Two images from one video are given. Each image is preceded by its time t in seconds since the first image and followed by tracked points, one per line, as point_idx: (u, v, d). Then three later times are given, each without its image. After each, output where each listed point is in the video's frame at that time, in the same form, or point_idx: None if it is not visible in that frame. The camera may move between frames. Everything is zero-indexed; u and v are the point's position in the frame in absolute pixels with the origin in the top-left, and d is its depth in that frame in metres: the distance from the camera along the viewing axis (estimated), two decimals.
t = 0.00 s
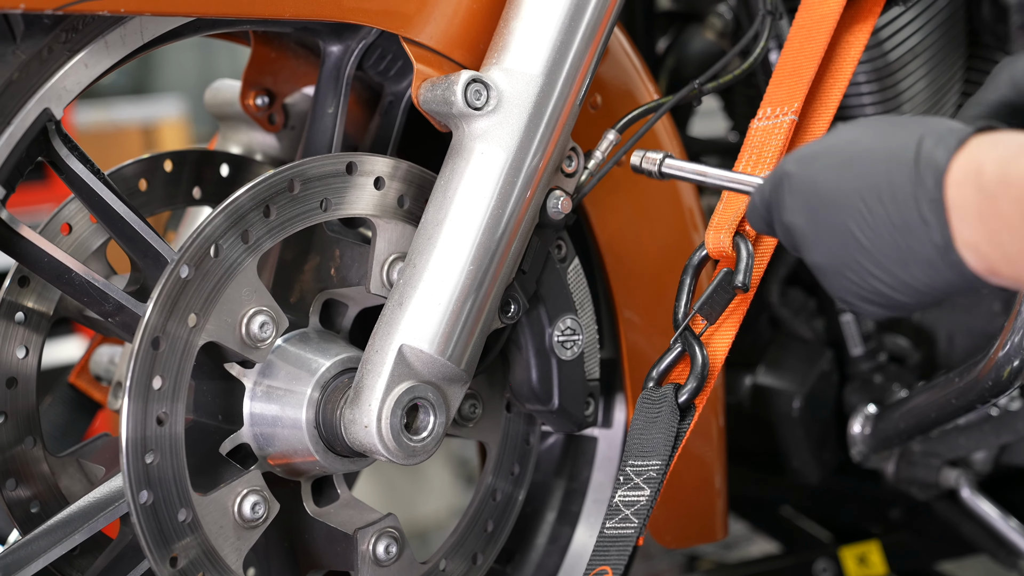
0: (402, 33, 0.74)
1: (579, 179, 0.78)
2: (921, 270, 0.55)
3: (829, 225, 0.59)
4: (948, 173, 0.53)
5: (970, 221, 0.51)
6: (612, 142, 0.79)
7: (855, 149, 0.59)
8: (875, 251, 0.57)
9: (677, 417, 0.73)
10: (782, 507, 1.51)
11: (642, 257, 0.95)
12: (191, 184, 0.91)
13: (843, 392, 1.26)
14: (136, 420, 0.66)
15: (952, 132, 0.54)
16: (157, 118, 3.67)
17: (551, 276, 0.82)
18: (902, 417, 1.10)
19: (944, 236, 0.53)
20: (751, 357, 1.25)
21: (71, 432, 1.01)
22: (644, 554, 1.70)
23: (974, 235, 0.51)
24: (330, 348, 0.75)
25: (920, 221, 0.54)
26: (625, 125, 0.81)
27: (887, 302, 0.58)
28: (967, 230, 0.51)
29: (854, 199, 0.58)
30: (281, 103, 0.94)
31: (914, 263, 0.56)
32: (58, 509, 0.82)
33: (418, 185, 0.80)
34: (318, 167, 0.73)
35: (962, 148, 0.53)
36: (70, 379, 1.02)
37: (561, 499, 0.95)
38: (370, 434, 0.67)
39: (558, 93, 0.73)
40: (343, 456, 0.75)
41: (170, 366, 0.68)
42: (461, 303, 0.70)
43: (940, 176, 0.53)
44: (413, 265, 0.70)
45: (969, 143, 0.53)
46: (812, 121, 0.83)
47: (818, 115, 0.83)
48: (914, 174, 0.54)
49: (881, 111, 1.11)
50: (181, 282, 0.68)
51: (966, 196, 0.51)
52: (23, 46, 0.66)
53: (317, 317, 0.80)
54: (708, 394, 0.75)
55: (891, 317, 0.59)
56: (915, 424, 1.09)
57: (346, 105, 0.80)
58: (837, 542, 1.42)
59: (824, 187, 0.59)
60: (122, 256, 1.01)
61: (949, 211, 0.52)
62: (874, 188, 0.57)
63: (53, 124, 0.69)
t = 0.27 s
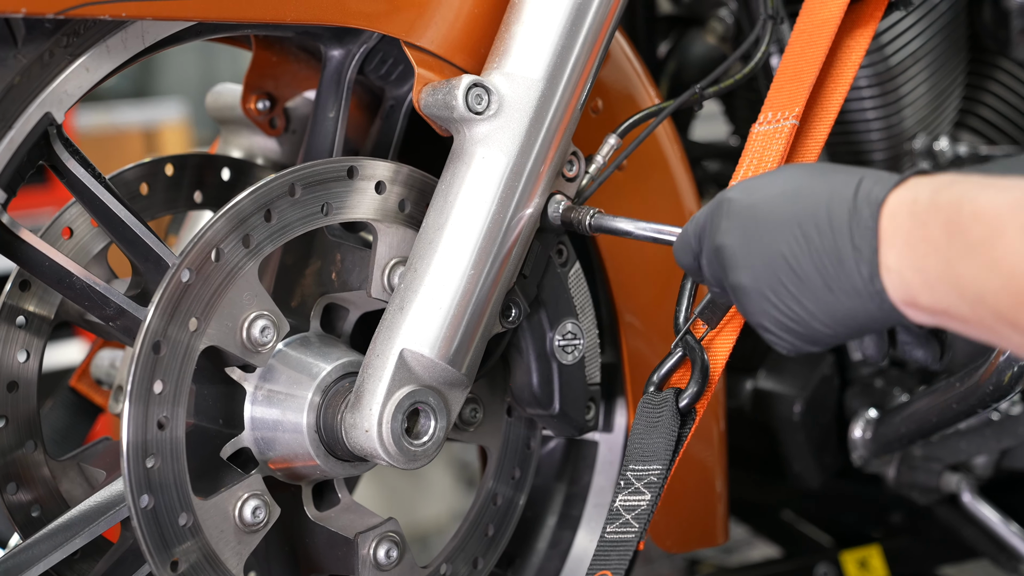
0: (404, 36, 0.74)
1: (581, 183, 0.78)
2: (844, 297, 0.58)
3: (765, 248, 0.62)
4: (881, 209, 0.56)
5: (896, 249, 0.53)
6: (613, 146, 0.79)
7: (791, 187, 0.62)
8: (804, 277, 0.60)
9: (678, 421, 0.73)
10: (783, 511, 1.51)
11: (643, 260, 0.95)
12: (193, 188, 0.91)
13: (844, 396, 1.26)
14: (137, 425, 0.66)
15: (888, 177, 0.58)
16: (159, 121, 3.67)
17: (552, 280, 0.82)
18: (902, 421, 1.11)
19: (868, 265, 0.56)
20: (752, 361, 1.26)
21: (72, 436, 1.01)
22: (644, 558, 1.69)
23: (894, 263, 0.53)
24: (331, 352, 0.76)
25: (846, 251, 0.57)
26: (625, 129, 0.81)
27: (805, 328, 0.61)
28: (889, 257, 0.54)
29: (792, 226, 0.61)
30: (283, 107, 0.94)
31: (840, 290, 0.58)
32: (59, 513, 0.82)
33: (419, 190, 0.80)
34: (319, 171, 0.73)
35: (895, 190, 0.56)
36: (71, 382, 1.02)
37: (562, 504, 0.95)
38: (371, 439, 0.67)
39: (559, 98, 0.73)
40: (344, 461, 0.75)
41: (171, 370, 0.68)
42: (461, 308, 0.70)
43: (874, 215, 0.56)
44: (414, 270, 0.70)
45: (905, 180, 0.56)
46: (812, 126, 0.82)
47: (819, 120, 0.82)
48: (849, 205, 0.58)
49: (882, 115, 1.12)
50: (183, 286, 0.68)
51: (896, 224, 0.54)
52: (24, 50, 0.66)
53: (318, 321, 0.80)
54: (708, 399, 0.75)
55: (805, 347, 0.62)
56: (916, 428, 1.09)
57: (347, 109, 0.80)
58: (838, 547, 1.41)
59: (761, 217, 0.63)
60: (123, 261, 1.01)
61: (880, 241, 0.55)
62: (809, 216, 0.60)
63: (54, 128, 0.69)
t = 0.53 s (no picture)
0: (404, 35, 0.74)
1: (582, 183, 0.78)
2: (842, 292, 0.58)
3: (774, 235, 0.62)
4: (898, 214, 0.56)
5: (906, 250, 0.54)
6: (614, 146, 0.80)
7: (810, 183, 0.62)
8: (808, 267, 0.60)
9: (680, 420, 0.74)
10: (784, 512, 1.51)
11: (644, 259, 0.96)
12: (195, 187, 0.91)
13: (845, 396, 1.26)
14: (140, 423, 0.66)
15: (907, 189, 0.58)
16: (160, 122, 3.67)
17: (553, 279, 0.82)
18: (904, 421, 1.11)
19: (873, 263, 0.56)
20: (754, 361, 1.28)
21: (74, 434, 1.01)
22: (645, 558, 1.69)
23: (903, 263, 0.54)
24: (333, 350, 0.76)
25: (854, 247, 0.57)
26: (627, 129, 0.81)
27: (796, 319, 0.61)
28: (897, 258, 0.54)
29: (805, 218, 0.61)
30: (285, 106, 0.94)
31: (841, 285, 0.58)
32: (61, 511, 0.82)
33: (421, 189, 0.80)
34: (322, 170, 0.73)
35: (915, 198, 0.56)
36: (73, 381, 1.02)
37: (563, 502, 0.95)
38: (373, 437, 0.67)
39: (561, 97, 0.73)
40: (346, 458, 0.75)
41: (174, 368, 0.68)
42: (463, 307, 0.70)
43: (890, 219, 0.56)
44: (416, 269, 0.70)
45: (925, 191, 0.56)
46: (814, 125, 0.82)
47: (821, 120, 0.82)
48: (865, 208, 0.58)
49: (884, 116, 1.12)
50: (185, 284, 0.68)
51: (910, 228, 0.54)
52: (27, 48, 0.66)
53: (321, 319, 0.79)
54: (709, 398, 0.75)
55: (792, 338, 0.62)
56: (918, 428, 1.09)
57: (349, 108, 0.80)
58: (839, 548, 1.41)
59: (773, 205, 0.63)
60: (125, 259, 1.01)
61: (890, 240, 0.55)
62: (824, 211, 0.60)
63: (56, 126, 0.69)
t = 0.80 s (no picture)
0: (405, 37, 0.74)
1: (584, 184, 0.78)
2: (833, 244, 0.56)
3: (781, 182, 0.60)
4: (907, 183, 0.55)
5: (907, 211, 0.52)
6: (615, 147, 0.80)
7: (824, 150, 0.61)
8: (806, 215, 0.57)
9: (681, 422, 0.73)
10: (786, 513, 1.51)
11: (647, 261, 0.95)
12: (195, 188, 0.91)
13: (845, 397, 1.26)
14: (141, 425, 0.66)
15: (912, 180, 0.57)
16: (160, 123, 3.68)
17: (555, 281, 0.82)
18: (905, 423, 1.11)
19: (871, 219, 0.54)
20: (754, 362, 1.27)
21: (75, 435, 1.02)
22: (646, 560, 1.69)
23: (901, 223, 0.53)
24: (334, 353, 0.76)
25: (857, 203, 0.55)
26: (628, 131, 0.81)
27: (779, 269, 0.58)
28: (897, 218, 0.53)
29: (812, 172, 0.59)
30: (286, 108, 0.94)
31: (837, 239, 0.56)
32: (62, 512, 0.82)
33: (422, 191, 0.80)
34: (323, 172, 0.73)
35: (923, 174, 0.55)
36: (74, 383, 1.02)
37: (564, 504, 0.96)
38: (374, 439, 0.67)
39: (562, 99, 0.73)
40: (347, 460, 0.75)
41: (175, 370, 0.68)
42: (464, 307, 0.70)
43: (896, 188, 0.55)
44: (418, 270, 0.70)
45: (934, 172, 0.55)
46: (815, 127, 0.82)
47: (822, 122, 0.82)
48: (874, 176, 0.57)
49: (885, 117, 1.12)
50: (187, 286, 0.68)
51: (916, 191, 0.53)
52: (29, 50, 0.67)
53: (322, 321, 0.80)
54: (710, 400, 0.75)
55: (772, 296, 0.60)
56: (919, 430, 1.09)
57: (350, 109, 0.80)
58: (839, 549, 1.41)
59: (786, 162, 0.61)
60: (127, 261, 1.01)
61: (893, 201, 0.54)
62: (832, 170, 0.58)
63: (58, 128, 0.69)
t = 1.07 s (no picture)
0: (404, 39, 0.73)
1: (583, 187, 0.78)
2: (826, 228, 0.54)
3: (765, 173, 0.59)
4: (890, 157, 0.53)
5: (898, 189, 0.51)
6: (614, 150, 0.80)
7: (809, 137, 0.59)
8: (795, 204, 0.56)
9: (680, 424, 0.73)
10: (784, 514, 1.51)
11: (644, 262, 0.95)
12: (194, 190, 0.92)
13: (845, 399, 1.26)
14: (143, 427, 0.65)
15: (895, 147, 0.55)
16: (160, 123, 3.68)
17: (554, 284, 0.82)
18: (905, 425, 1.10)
19: (861, 199, 0.53)
20: (754, 363, 1.26)
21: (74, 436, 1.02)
22: (646, 560, 1.69)
23: (892, 201, 0.51)
24: (335, 355, 0.76)
25: (844, 185, 0.54)
26: (627, 135, 0.81)
27: (775, 260, 0.57)
28: (888, 195, 0.51)
29: (797, 159, 0.58)
30: (285, 109, 0.94)
31: (828, 227, 0.54)
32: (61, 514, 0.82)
33: (423, 193, 0.80)
34: (323, 175, 0.73)
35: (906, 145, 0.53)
36: (74, 385, 1.02)
37: (561, 506, 0.95)
38: (375, 442, 0.67)
39: (563, 102, 0.73)
40: (347, 463, 0.75)
41: (177, 373, 0.68)
42: (465, 310, 0.70)
43: (882, 162, 0.53)
44: (418, 273, 0.70)
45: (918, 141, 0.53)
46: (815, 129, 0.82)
47: (822, 124, 0.82)
48: (859, 154, 0.55)
49: (884, 120, 1.11)
50: (189, 288, 0.68)
51: (904, 167, 0.51)
52: (31, 53, 0.66)
53: (322, 323, 0.80)
54: (709, 402, 0.75)
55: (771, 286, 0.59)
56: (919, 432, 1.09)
57: (350, 111, 0.80)
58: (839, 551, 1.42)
59: (771, 152, 0.60)
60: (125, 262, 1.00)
61: (881, 178, 0.53)
62: (817, 154, 0.57)
63: (60, 131, 0.69)
